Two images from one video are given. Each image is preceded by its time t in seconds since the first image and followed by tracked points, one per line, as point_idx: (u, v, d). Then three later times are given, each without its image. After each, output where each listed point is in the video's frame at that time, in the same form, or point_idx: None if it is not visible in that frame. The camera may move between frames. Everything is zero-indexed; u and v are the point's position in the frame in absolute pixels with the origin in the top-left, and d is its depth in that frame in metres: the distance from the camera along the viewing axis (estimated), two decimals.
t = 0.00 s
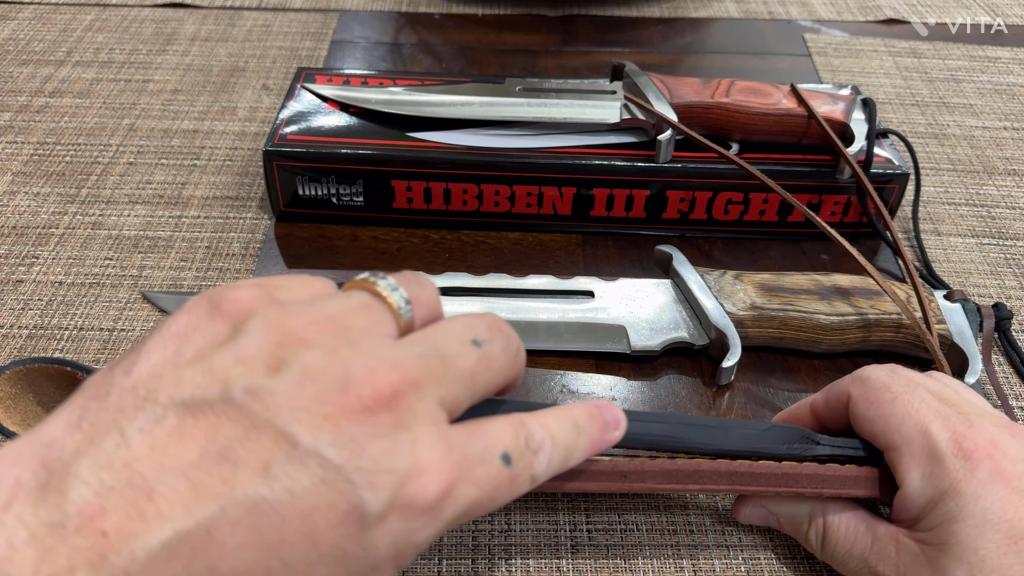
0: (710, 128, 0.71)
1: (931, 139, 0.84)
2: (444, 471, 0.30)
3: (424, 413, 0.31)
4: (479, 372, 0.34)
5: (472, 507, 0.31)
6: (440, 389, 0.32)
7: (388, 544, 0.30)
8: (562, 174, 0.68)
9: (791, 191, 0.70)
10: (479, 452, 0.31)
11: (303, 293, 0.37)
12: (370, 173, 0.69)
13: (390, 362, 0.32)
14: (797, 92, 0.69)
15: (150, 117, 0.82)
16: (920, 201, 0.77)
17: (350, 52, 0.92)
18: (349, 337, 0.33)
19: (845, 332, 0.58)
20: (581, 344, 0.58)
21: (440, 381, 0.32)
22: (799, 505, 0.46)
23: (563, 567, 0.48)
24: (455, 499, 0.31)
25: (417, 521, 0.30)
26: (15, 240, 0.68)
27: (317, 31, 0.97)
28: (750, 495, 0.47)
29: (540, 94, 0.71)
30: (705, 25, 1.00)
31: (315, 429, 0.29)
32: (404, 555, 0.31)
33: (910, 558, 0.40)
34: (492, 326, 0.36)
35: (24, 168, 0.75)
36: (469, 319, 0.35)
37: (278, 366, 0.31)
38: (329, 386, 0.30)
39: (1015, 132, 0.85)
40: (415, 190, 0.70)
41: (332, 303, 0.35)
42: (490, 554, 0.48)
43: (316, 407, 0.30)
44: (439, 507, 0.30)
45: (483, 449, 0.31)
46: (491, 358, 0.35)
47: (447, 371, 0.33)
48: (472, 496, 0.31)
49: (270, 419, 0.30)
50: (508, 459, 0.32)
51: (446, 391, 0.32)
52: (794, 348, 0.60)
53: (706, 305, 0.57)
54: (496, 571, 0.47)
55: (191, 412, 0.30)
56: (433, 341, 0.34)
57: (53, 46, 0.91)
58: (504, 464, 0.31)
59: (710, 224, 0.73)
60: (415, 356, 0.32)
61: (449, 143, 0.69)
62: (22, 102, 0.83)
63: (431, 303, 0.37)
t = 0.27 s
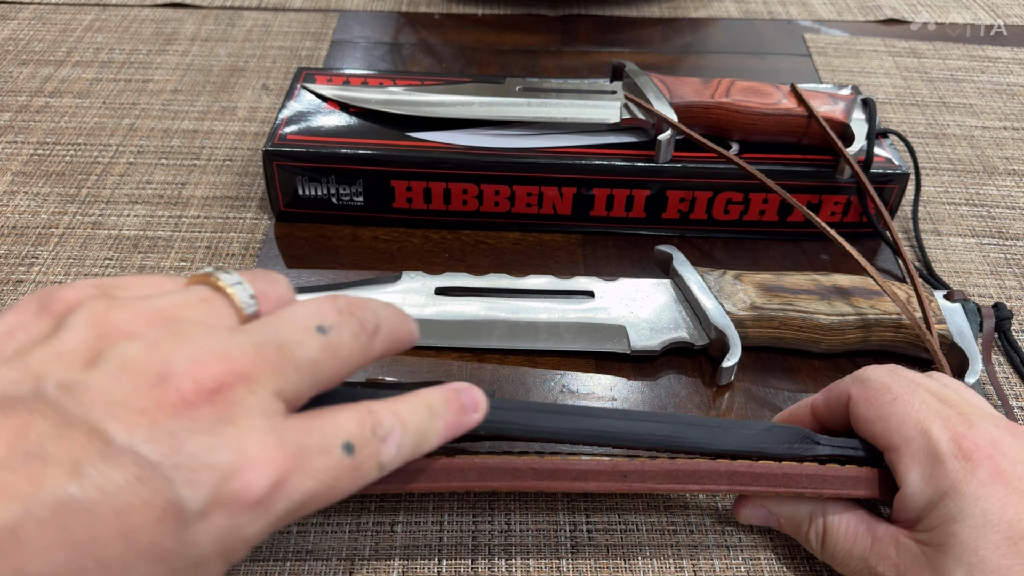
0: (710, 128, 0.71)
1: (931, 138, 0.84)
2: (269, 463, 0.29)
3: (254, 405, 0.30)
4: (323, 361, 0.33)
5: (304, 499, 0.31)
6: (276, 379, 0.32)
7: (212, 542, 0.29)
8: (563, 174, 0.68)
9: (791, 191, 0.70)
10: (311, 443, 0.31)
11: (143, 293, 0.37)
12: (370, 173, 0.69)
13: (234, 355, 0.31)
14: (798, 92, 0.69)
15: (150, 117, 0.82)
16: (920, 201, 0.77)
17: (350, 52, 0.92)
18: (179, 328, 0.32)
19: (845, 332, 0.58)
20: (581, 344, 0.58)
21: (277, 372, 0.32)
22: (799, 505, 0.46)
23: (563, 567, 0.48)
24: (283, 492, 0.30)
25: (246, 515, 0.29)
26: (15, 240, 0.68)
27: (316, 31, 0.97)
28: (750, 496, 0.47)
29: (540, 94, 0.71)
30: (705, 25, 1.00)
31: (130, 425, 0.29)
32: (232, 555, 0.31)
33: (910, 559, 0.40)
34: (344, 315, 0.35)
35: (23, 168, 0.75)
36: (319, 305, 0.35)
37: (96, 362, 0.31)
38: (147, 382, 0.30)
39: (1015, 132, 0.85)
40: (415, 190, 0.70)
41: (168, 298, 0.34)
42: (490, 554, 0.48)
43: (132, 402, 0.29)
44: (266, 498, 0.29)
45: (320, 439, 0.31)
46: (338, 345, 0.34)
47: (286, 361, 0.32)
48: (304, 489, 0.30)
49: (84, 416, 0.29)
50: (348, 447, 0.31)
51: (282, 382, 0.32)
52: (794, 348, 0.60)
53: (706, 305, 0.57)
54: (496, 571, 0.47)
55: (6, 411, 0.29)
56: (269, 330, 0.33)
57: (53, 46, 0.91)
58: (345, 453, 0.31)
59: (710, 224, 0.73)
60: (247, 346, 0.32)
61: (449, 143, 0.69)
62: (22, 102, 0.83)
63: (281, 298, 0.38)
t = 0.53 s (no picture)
0: (710, 128, 0.71)
1: (931, 138, 0.84)
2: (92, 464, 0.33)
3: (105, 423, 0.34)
4: (93, 382, 0.36)
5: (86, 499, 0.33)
6: (41, 394, 0.34)
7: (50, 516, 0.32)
8: (563, 174, 0.68)
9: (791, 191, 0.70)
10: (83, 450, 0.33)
11: None
12: (370, 173, 0.69)
13: None
14: (798, 92, 0.69)
15: (150, 117, 0.82)
16: (920, 201, 0.77)
17: (350, 52, 0.92)
18: None
19: (845, 332, 0.58)
20: (581, 344, 0.58)
21: (35, 391, 0.34)
22: (799, 502, 0.46)
23: (563, 567, 0.48)
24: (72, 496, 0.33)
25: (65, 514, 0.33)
26: (15, 240, 0.68)
27: (317, 31, 0.97)
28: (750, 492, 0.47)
29: (540, 94, 0.71)
30: (705, 25, 1.00)
31: None
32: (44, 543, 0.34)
33: (910, 556, 0.40)
34: (119, 342, 0.37)
35: (23, 168, 0.75)
36: (97, 330, 0.37)
37: None
38: None
39: (1015, 132, 0.85)
40: (415, 190, 0.70)
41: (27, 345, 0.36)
42: (490, 554, 0.48)
43: None
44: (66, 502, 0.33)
45: (90, 446, 0.33)
46: (109, 368, 0.36)
47: (48, 383, 0.35)
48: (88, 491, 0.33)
49: None
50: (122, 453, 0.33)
51: (47, 400, 0.34)
52: (794, 348, 0.60)
53: (706, 305, 0.57)
54: (496, 571, 0.47)
55: None
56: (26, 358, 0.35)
57: (54, 46, 0.91)
58: (121, 456, 0.33)
59: (710, 224, 0.73)
60: (13, 365, 0.34)
61: (449, 143, 0.69)
62: (22, 102, 0.83)
63: (63, 321, 0.43)
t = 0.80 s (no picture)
0: (710, 128, 0.71)
1: (931, 138, 0.84)
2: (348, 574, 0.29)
3: (255, 540, 0.30)
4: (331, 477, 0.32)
5: None
6: (278, 508, 0.31)
7: None
8: (563, 174, 0.68)
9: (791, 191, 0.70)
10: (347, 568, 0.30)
11: (144, 391, 0.35)
12: (370, 173, 0.69)
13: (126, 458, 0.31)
14: (799, 92, 0.68)
15: (150, 117, 0.82)
16: (919, 201, 0.77)
17: (350, 52, 0.92)
18: (180, 459, 0.32)
19: (845, 332, 0.58)
20: (581, 344, 0.58)
21: (279, 501, 0.31)
22: (798, 500, 0.46)
23: (563, 567, 0.48)
24: None
25: None
26: (15, 240, 0.68)
27: (317, 31, 0.97)
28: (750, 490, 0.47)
29: (540, 94, 0.71)
30: (705, 25, 1.00)
31: (127, 570, 0.28)
32: None
33: (911, 553, 0.40)
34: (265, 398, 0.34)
35: (23, 168, 0.75)
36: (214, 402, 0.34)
37: (60, 477, 0.31)
38: (154, 526, 0.29)
39: (1015, 132, 0.85)
40: (415, 190, 0.70)
41: (166, 419, 0.33)
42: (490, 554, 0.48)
43: (132, 547, 0.29)
44: None
45: (340, 560, 0.30)
46: (343, 456, 0.33)
47: (288, 489, 0.31)
48: None
49: (87, 565, 0.28)
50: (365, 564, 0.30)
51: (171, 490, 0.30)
52: (794, 348, 0.60)
53: (706, 305, 0.58)
54: (496, 571, 0.47)
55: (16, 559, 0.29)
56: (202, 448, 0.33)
57: (53, 46, 0.91)
58: (364, 570, 0.30)
59: (710, 224, 0.73)
60: (134, 446, 0.32)
61: (449, 143, 0.69)
62: (22, 102, 0.83)
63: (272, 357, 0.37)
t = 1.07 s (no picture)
0: (710, 128, 0.71)
1: (931, 138, 0.84)
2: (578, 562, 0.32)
3: (509, 525, 0.32)
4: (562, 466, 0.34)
5: None
6: (525, 494, 0.32)
7: None
8: (563, 174, 0.68)
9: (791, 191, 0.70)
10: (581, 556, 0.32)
11: (394, 382, 0.36)
12: (370, 173, 0.69)
13: (375, 459, 0.32)
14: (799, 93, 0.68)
15: (150, 117, 0.82)
16: (919, 201, 0.77)
17: (350, 52, 0.92)
18: (441, 449, 0.33)
19: (845, 332, 0.58)
20: (581, 344, 0.58)
21: (525, 489, 0.33)
22: (798, 500, 0.46)
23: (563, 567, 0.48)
24: None
25: None
26: (15, 240, 0.68)
27: (317, 31, 0.97)
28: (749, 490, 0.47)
29: (540, 94, 0.71)
30: (705, 25, 1.00)
31: (414, 547, 0.30)
32: None
33: (911, 553, 0.40)
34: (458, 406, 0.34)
35: (23, 168, 0.75)
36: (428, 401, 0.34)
37: (341, 459, 0.32)
38: (430, 508, 0.31)
39: (1015, 132, 0.85)
40: (415, 190, 0.70)
41: (422, 408, 0.34)
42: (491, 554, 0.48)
43: (416, 528, 0.31)
44: None
45: (576, 551, 0.32)
46: (576, 446, 0.34)
47: (533, 477, 0.33)
48: None
49: (378, 542, 0.30)
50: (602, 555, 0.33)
51: (416, 489, 0.31)
52: (794, 348, 0.60)
53: (706, 305, 0.58)
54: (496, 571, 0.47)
55: (307, 535, 0.30)
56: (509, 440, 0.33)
57: (53, 46, 0.91)
58: (598, 563, 0.33)
59: (710, 224, 0.73)
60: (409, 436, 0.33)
61: (449, 142, 0.69)
62: (22, 101, 0.83)
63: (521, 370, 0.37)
